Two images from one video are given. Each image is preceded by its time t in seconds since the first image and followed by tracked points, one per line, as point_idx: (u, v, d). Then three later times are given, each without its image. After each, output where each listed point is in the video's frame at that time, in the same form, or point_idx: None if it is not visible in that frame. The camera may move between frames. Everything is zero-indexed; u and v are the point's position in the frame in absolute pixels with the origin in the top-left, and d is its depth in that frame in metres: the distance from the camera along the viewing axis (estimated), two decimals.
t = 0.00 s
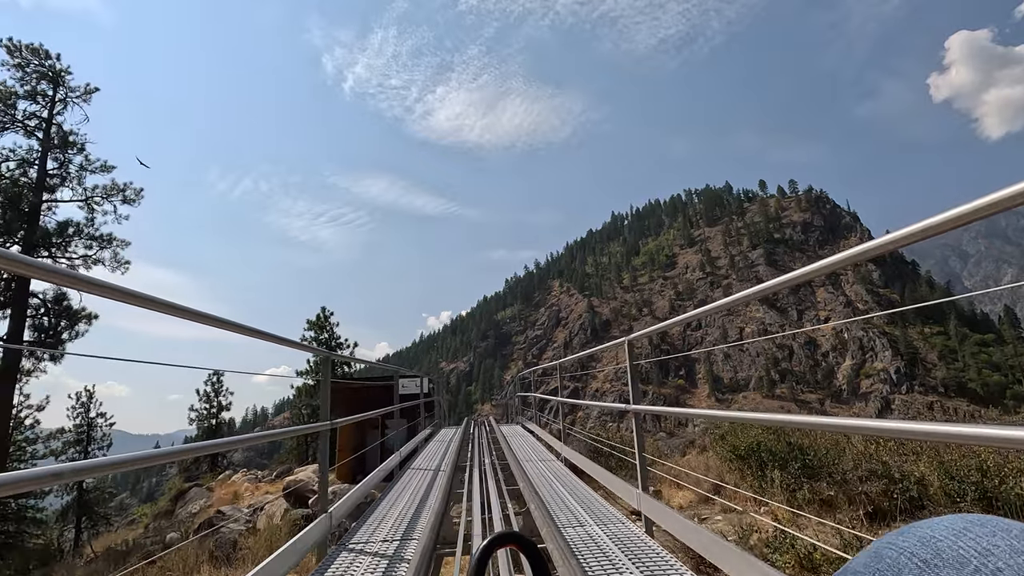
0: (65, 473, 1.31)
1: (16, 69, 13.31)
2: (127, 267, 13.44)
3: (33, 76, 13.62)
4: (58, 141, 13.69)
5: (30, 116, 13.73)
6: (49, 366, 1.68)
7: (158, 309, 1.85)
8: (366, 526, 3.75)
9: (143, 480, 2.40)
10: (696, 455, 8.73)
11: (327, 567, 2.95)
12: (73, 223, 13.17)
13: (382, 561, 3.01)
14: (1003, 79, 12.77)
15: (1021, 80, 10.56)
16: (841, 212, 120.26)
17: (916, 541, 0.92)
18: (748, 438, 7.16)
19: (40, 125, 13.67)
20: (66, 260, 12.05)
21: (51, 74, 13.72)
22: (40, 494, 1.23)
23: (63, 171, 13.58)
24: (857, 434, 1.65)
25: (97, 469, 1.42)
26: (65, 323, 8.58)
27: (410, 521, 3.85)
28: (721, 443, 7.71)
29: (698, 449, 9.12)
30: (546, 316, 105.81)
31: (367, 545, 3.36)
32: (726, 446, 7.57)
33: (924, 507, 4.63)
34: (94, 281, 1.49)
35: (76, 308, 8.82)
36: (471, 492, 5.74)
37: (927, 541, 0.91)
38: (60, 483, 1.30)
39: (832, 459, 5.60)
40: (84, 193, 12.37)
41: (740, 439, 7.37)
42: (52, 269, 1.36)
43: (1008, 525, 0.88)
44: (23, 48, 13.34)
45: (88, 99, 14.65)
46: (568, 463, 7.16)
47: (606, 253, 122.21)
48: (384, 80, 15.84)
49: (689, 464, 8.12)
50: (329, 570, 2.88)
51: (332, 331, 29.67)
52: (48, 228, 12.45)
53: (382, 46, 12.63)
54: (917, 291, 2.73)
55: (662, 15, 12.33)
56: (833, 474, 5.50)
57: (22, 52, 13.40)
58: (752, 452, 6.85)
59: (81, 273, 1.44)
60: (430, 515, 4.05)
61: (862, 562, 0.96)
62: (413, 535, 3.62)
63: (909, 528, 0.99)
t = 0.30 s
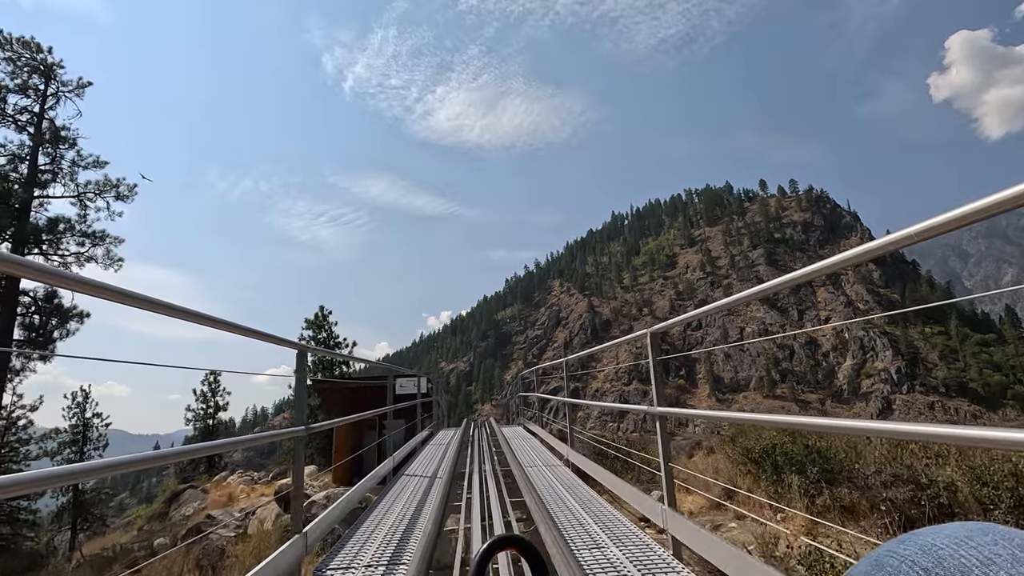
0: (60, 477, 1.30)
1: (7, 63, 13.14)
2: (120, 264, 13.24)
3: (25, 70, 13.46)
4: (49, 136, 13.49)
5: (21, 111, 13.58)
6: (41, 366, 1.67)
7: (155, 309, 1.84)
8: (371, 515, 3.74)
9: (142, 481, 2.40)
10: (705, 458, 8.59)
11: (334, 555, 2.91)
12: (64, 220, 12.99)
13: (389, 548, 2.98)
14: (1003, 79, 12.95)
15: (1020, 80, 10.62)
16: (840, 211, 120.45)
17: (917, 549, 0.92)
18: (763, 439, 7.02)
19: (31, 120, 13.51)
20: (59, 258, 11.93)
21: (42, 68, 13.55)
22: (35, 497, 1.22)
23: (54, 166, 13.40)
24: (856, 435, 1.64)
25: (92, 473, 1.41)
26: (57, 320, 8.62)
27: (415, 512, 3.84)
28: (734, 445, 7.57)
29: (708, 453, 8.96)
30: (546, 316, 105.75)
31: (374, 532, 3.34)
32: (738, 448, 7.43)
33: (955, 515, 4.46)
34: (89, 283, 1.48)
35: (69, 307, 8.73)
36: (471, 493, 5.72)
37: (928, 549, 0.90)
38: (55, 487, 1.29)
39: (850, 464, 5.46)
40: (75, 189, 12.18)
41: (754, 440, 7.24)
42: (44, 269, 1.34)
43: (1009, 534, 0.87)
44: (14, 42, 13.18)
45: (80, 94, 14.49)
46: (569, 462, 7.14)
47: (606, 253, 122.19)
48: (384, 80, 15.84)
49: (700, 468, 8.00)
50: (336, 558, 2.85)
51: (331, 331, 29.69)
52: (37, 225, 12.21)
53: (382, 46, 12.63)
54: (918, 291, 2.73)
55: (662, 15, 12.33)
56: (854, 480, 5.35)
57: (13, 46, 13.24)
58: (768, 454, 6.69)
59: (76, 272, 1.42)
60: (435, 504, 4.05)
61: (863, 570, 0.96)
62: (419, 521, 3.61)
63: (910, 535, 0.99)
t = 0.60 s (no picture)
0: (56, 476, 1.29)
1: None
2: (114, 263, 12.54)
3: (15, 63, 13.07)
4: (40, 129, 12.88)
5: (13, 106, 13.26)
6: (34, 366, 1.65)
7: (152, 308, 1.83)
8: (368, 519, 3.79)
9: (140, 481, 2.40)
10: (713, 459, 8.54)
11: (331, 559, 3.00)
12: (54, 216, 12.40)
13: (386, 554, 3.05)
14: (1003, 80, 13.00)
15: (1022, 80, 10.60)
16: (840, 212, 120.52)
17: (919, 551, 0.91)
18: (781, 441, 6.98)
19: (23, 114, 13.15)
20: (52, 257, 11.58)
21: (33, 60, 13.13)
22: (31, 498, 1.21)
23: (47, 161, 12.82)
24: (856, 434, 1.63)
25: (90, 473, 1.40)
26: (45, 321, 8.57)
27: (411, 517, 3.87)
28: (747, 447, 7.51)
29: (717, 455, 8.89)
30: (546, 316, 105.65)
31: (369, 536, 3.40)
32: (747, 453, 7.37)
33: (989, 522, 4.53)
34: (83, 281, 1.46)
35: (60, 306, 8.70)
36: (471, 493, 5.71)
37: (930, 551, 0.90)
38: (51, 487, 1.28)
39: (874, 469, 5.47)
40: (67, 184, 11.61)
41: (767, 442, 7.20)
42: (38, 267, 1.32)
43: (1011, 536, 0.87)
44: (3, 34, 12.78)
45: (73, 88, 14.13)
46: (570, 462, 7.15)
47: (606, 253, 122.22)
48: (384, 80, 15.83)
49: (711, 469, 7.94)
50: (332, 562, 2.94)
51: (329, 329, 29.66)
52: (25, 219, 11.68)
53: (382, 46, 12.63)
54: (918, 291, 2.74)
55: (662, 15, 12.33)
56: (877, 485, 5.36)
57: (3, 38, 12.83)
58: (784, 458, 6.65)
59: (70, 271, 1.40)
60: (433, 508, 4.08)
61: (865, 572, 0.95)
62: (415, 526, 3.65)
63: (913, 537, 0.98)
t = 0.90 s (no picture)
0: (49, 476, 1.28)
1: None
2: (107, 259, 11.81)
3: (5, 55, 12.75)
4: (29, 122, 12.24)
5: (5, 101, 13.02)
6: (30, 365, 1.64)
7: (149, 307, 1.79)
8: (368, 515, 3.70)
9: (137, 481, 2.39)
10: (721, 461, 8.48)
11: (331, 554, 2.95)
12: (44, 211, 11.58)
13: (386, 550, 2.97)
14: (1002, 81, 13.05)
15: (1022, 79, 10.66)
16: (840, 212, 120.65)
17: (917, 548, 0.91)
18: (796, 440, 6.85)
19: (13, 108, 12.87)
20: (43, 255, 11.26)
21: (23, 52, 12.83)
22: (25, 498, 1.19)
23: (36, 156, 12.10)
24: (858, 432, 1.62)
25: (87, 474, 1.38)
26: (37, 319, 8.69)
27: (412, 512, 3.83)
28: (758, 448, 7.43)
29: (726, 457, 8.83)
30: (546, 316, 105.49)
31: (372, 531, 3.36)
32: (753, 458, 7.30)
33: None
34: (77, 279, 1.43)
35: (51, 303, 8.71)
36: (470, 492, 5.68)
37: (927, 547, 0.89)
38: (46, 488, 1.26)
39: (899, 473, 5.48)
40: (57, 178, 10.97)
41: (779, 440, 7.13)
42: (29, 264, 1.28)
43: (1010, 533, 0.86)
44: None
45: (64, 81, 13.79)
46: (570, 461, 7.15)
47: (606, 253, 122.11)
48: (383, 79, 15.80)
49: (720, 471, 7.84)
50: (334, 557, 2.89)
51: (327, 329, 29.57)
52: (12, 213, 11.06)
53: (382, 46, 12.61)
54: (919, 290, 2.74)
55: (662, 15, 12.32)
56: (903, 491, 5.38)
57: None
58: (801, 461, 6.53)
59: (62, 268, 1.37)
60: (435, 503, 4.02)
61: (864, 569, 0.95)
62: (419, 520, 3.61)
63: (911, 533, 0.98)
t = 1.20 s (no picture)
0: (42, 477, 1.26)
1: None
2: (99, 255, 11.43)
3: None
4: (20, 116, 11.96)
5: None
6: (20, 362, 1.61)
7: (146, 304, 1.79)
8: (363, 517, 3.76)
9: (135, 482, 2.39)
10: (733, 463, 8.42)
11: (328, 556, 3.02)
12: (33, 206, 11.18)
13: (381, 553, 3.02)
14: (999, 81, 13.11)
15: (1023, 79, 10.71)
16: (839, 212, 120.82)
17: (915, 546, 0.90)
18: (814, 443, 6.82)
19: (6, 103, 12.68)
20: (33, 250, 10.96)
21: (16, 46, 12.66)
22: (19, 498, 1.19)
23: (26, 150, 11.75)
24: (857, 434, 1.60)
25: (78, 473, 1.36)
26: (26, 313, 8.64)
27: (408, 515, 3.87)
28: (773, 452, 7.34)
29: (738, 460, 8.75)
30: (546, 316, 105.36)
31: (368, 533, 3.41)
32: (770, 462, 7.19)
33: None
34: (69, 275, 1.43)
35: (40, 301, 8.66)
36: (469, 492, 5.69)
37: (927, 545, 0.89)
38: (38, 488, 1.25)
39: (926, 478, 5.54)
40: (48, 173, 10.72)
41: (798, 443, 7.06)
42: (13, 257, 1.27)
43: (1008, 532, 0.86)
44: None
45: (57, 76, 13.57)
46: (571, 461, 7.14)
47: (606, 252, 122.11)
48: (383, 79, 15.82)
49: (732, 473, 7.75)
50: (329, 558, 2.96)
51: (326, 328, 29.54)
52: None
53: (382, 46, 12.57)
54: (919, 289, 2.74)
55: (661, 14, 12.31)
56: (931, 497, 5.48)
57: None
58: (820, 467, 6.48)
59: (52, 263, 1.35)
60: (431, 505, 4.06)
61: (862, 566, 0.94)
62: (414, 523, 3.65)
63: (911, 532, 0.97)
